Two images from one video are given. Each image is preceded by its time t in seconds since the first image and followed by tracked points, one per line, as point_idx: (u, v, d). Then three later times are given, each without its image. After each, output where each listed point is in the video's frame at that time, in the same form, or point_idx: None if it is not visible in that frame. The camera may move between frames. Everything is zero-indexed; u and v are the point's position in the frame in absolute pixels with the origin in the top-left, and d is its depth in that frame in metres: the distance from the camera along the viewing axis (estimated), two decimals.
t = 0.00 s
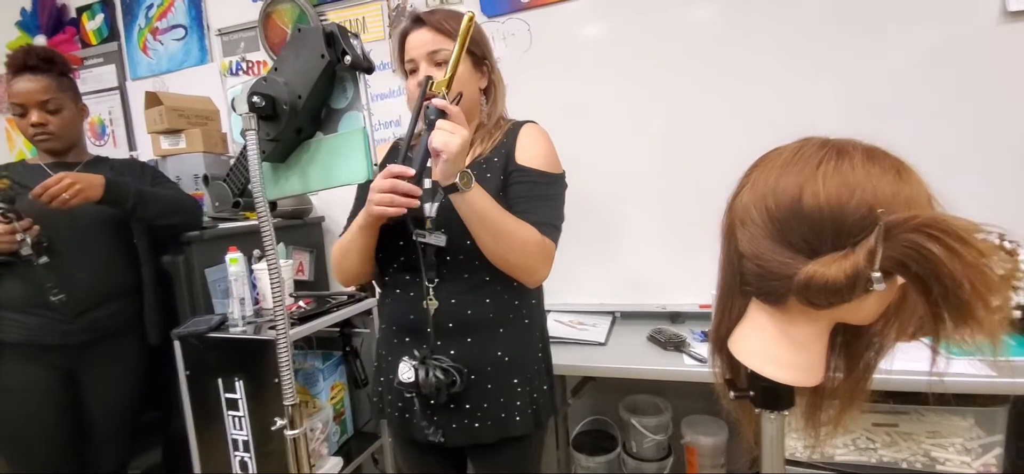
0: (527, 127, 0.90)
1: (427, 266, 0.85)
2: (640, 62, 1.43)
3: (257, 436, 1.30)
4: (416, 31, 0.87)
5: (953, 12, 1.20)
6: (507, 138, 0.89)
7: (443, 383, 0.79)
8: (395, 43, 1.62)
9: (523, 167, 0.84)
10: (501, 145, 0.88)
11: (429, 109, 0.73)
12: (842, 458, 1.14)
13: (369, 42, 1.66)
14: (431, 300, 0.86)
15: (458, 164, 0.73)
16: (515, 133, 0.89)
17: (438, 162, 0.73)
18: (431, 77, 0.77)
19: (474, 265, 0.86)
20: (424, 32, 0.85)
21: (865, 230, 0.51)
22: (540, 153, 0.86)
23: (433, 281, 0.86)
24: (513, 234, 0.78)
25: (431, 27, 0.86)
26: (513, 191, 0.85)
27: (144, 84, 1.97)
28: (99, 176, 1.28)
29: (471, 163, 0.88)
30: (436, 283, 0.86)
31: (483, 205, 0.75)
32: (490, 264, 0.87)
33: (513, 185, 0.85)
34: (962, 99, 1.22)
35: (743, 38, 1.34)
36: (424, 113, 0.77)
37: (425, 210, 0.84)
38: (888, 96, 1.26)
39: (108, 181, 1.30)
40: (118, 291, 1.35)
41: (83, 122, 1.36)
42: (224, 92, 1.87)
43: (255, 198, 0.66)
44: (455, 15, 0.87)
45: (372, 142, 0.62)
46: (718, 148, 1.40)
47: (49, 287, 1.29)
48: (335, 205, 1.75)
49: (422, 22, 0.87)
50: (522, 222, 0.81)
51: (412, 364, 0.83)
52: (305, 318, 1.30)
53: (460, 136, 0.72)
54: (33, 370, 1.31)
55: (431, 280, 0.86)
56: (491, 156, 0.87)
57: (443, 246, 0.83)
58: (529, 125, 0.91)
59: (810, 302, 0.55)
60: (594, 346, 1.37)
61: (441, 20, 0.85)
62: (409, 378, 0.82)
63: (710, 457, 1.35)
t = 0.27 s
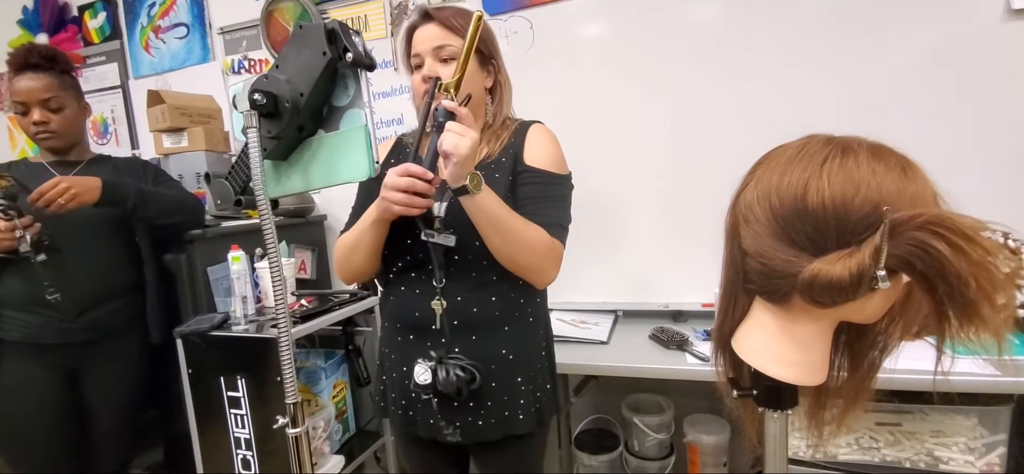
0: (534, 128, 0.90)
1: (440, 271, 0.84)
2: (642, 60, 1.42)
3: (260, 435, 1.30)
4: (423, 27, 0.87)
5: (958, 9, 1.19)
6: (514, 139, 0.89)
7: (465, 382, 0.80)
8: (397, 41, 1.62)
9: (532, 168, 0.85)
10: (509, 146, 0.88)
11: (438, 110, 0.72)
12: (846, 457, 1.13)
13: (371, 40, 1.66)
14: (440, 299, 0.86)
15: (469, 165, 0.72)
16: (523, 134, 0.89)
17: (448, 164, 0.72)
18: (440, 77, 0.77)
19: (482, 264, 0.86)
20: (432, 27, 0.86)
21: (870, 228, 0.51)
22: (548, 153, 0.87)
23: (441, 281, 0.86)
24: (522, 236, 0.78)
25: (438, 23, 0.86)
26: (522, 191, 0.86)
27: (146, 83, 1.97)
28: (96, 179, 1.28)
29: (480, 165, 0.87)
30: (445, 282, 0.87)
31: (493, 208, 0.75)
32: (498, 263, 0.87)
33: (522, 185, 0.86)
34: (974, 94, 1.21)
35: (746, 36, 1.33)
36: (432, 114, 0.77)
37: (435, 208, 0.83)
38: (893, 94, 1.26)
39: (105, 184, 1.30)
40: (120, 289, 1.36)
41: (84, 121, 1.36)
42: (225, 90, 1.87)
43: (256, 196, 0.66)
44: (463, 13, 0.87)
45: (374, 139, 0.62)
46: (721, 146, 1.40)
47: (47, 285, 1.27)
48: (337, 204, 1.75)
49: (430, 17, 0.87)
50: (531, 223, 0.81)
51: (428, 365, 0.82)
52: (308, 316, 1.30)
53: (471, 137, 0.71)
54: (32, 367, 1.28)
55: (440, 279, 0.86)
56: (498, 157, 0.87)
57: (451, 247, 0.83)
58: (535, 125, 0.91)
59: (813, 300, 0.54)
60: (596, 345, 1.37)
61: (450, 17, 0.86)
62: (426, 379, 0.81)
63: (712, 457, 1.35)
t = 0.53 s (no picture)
0: (539, 129, 0.91)
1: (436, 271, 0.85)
2: (644, 60, 1.43)
3: (263, 433, 1.31)
4: (425, 28, 0.88)
5: (960, 8, 1.19)
6: (519, 139, 0.89)
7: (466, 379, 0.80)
8: (399, 42, 1.62)
9: (540, 169, 0.86)
10: (515, 147, 0.89)
11: (438, 110, 0.74)
12: (847, 457, 1.13)
13: (373, 41, 1.67)
14: (447, 299, 0.86)
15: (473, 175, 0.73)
16: (527, 134, 0.90)
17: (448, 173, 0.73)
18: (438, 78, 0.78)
19: (488, 265, 0.87)
20: (434, 28, 0.86)
21: (868, 228, 0.51)
22: (554, 153, 0.88)
23: (448, 280, 0.87)
24: (530, 239, 0.79)
25: (440, 24, 0.86)
26: (530, 193, 0.87)
27: (150, 84, 1.98)
28: (98, 182, 1.30)
29: (485, 166, 0.88)
30: (451, 283, 0.87)
31: (500, 213, 0.76)
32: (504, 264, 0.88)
33: (530, 187, 0.87)
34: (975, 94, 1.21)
35: (747, 35, 1.34)
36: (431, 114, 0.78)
37: (441, 209, 0.85)
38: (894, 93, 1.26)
39: (107, 187, 1.32)
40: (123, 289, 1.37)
41: (88, 122, 1.37)
42: (229, 91, 1.88)
43: (260, 197, 0.66)
44: (465, 14, 0.88)
45: (376, 141, 0.63)
46: (722, 147, 1.40)
47: (55, 284, 1.28)
48: (340, 204, 1.76)
49: (432, 18, 0.88)
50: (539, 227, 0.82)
51: (431, 364, 0.84)
52: (311, 316, 1.31)
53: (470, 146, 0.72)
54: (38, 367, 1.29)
55: (446, 279, 0.86)
56: (505, 158, 0.88)
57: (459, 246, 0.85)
58: (539, 126, 0.92)
59: (812, 300, 0.55)
60: (598, 344, 1.37)
61: (452, 18, 0.86)
62: (430, 378, 0.82)
63: (713, 456, 1.35)
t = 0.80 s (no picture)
0: (536, 130, 0.92)
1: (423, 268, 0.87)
2: (643, 61, 1.44)
3: (265, 434, 1.32)
4: (425, 30, 0.88)
5: (955, 8, 1.20)
6: (518, 140, 0.90)
7: (442, 380, 0.80)
8: (399, 45, 1.63)
9: (539, 170, 0.87)
10: (514, 148, 0.89)
11: (432, 110, 0.74)
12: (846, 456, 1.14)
13: (372, 44, 1.68)
14: (448, 298, 0.87)
15: (468, 184, 0.74)
16: (525, 135, 0.91)
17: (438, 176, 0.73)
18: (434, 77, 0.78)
19: (488, 265, 0.88)
20: (434, 31, 0.87)
21: (860, 228, 0.52)
22: (552, 154, 0.89)
23: (449, 279, 0.87)
24: (535, 240, 0.80)
25: (439, 27, 0.87)
26: (531, 195, 0.87)
27: (151, 87, 1.99)
28: (99, 185, 1.32)
29: (485, 167, 0.89)
30: (451, 282, 0.88)
31: (505, 216, 0.77)
32: (503, 264, 0.88)
33: (532, 189, 0.88)
34: (971, 94, 1.22)
35: (745, 36, 1.34)
36: (425, 114, 0.79)
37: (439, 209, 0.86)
38: (891, 93, 1.27)
39: (108, 190, 1.34)
40: (127, 291, 1.40)
41: (89, 125, 1.37)
42: (229, 94, 1.89)
43: (261, 199, 0.67)
44: (465, 17, 0.89)
45: (376, 144, 0.63)
46: (720, 147, 1.41)
47: (58, 286, 1.26)
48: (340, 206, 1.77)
49: (432, 21, 0.88)
50: (545, 230, 0.83)
51: (416, 360, 0.85)
52: (312, 317, 1.32)
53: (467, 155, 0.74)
54: (37, 369, 1.25)
55: (447, 279, 0.87)
56: (504, 159, 0.88)
57: (458, 244, 0.85)
58: (537, 128, 0.93)
59: (806, 300, 0.55)
60: (598, 345, 1.37)
61: (451, 21, 0.87)
62: (415, 374, 0.84)
63: (713, 456, 1.35)
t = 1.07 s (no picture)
0: (531, 133, 0.92)
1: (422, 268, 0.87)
2: (640, 61, 1.44)
3: (267, 438, 1.32)
4: (432, 31, 0.89)
5: (952, 5, 1.20)
6: (514, 142, 0.90)
7: (440, 378, 0.81)
8: (397, 48, 1.64)
9: (534, 171, 0.87)
10: (510, 149, 0.90)
11: (431, 110, 0.75)
12: (848, 454, 1.14)
13: (370, 47, 1.68)
14: (447, 298, 0.87)
15: (466, 184, 0.74)
16: (522, 138, 0.91)
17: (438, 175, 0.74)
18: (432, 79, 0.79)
19: (487, 265, 0.88)
20: (440, 33, 0.87)
21: (858, 226, 0.52)
22: (549, 155, 0.89)
23: (448, 280, 0.88)
24: (535, 239, 0.81)
25: (446, 29, 0.88)
26: (528, 195, 0.88)
27: (150, 93, 2.00)
28: (100, 192, 1.30)
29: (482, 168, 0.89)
30: (450, 283, 0.88)
31: (506, 215, 0.78)
32: (502, 264, 0.89)
33: (528, 189, 0.88)
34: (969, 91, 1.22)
35: (743, 34, 1.35)
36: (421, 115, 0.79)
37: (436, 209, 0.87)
38: (888, 91, 1.27)
39: (110, 197, 1.32)
40: (127, 298, 1.39)
41: (90, 132, 1.38)
42: (228, 99, 1.89)
43: (261, 203, 0.67)
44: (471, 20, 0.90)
45: (375, 146, 0.64)
46: (719, 147, 1.41)
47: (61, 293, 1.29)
48: (340, 210, 1.77)
49: (439, 23, 0.89)
50: (545, 231, 0.84)
51: (411, 360, 0.84)
52: (313, 321, 1.32)
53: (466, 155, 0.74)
54: (40, 375, 1.28)
55: (446, 279, 0.87)
56: (501, 160, 0.89)
57: (457, 244, 0.85)
58: (534, 130, 0.93)
59: (805, 298, 0.55)
60: (599, 345, 1.38)
61: (458, 25, 0.88)
62: (409, 374, 0.83)
63: (716, 455, 1.35)
